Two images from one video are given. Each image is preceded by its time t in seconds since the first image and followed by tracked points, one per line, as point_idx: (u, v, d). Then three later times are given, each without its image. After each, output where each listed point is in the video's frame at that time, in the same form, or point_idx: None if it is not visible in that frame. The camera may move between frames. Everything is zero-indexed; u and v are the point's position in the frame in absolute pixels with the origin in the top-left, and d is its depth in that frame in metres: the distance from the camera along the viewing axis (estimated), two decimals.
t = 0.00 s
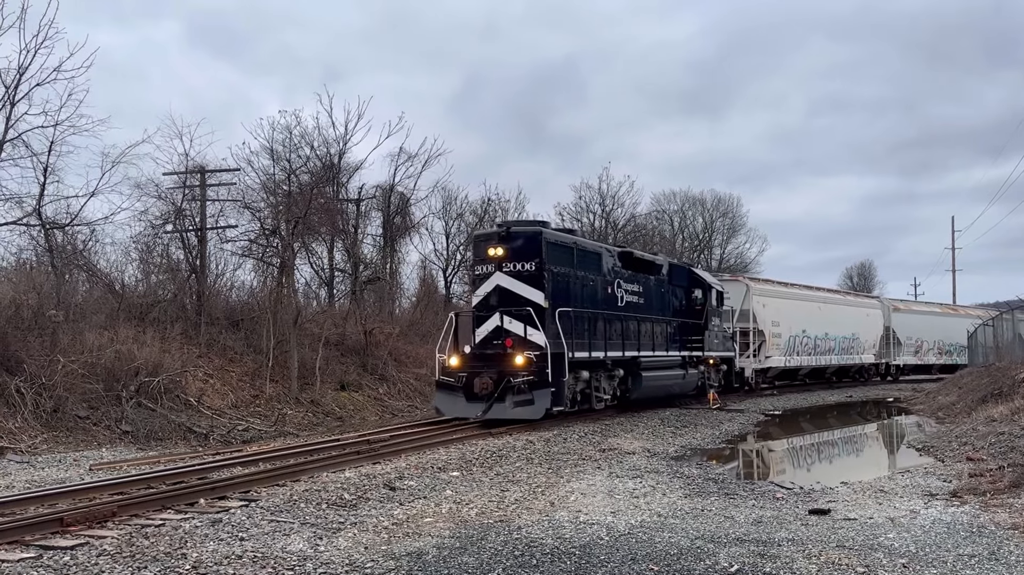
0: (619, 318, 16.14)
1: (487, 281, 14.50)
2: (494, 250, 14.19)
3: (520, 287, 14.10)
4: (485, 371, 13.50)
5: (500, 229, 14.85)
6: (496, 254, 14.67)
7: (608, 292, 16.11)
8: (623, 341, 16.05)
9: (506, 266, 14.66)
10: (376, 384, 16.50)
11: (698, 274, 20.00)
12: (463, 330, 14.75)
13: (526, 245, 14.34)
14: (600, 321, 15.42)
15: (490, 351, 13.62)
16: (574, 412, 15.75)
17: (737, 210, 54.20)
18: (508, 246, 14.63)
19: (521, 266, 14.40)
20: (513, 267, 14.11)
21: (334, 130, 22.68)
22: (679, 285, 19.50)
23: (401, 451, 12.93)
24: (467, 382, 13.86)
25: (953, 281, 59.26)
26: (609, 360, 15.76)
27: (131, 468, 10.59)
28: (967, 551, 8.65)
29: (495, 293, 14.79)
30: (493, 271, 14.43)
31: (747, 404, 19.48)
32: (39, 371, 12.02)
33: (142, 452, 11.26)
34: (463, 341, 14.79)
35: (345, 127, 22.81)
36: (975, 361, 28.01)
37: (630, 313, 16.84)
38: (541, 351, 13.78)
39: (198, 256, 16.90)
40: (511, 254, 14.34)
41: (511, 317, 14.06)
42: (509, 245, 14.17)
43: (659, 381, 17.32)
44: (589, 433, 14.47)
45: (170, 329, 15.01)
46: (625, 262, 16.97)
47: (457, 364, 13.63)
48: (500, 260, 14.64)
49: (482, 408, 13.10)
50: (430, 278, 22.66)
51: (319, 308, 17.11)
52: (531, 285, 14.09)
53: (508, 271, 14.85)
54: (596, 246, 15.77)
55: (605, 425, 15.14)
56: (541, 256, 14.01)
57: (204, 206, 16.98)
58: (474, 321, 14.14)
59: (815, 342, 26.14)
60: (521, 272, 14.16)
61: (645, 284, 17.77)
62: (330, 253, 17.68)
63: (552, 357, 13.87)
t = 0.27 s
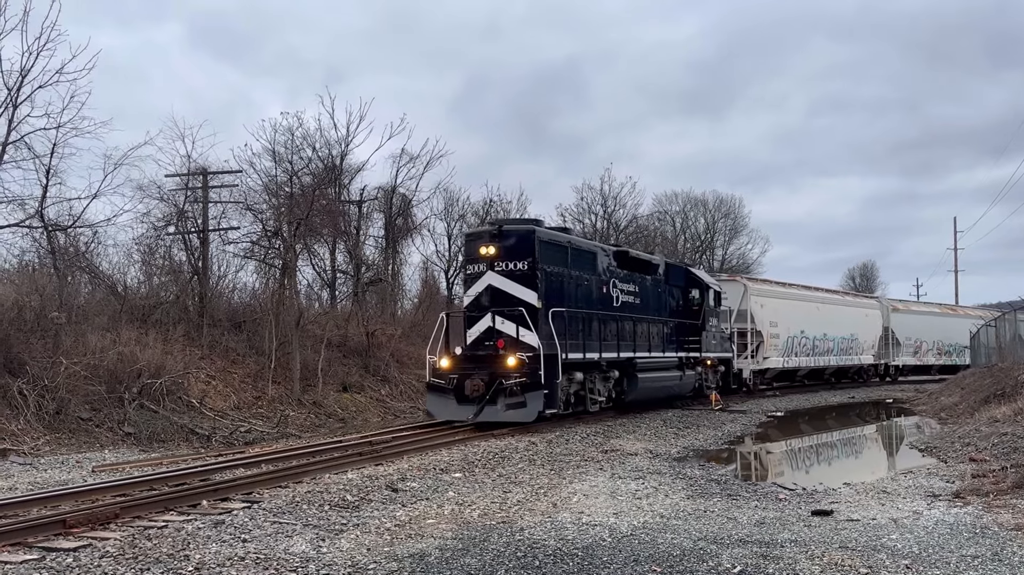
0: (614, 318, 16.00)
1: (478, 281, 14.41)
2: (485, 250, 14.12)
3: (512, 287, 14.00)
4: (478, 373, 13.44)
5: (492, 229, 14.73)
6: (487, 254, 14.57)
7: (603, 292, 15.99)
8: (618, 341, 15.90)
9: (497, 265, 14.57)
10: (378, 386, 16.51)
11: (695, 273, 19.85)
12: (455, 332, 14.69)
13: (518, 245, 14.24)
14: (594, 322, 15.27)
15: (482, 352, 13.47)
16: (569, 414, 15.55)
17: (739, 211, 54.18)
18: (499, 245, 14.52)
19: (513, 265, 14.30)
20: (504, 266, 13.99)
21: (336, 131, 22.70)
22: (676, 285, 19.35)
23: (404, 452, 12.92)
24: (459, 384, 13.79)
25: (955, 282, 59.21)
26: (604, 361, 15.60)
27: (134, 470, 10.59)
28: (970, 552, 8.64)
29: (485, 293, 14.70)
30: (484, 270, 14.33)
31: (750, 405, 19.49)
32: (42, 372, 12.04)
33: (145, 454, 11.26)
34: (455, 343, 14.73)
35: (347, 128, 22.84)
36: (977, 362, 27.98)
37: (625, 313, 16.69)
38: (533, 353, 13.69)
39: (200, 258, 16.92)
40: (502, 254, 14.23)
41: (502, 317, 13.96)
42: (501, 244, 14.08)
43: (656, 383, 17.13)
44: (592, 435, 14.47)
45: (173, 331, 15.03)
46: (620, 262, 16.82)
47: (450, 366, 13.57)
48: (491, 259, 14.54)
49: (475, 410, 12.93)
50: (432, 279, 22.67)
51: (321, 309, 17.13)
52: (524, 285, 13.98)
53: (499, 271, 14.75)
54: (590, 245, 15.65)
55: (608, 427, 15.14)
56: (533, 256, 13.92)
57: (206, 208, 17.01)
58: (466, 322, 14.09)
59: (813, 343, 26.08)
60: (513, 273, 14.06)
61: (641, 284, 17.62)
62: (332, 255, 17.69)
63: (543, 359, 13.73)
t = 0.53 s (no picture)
0: (609, 319, 15.82)
1: (470, 280, 14.08)
2: (477, 248, 13.78)
3: (504, 286, 13.71)
4: (468, 376, 13.09)
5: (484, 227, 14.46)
6: (478, 252, 14.24)
7: (598, 292, 15.79)
8: (613, 342, 15.71)
9: (488, 264, 14.25)
10: (380, 387, 16.51)
11: (691, 273, 19.68)
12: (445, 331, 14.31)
13: (510, 243, 13.98)
14: (588, 322, 15.07)
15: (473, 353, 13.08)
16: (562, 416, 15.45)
17: (741, 211, 54.17)
18: (491, 243, 14.21)
19: (505, 264, 14.02)
20: (496, 265, 13.69)
21: (338, 133, 22.73)
22: (671, 285, 19.15)
23: (405, 453, 12.92)
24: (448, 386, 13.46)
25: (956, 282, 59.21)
26: (599, 362, 15.43)
27: (136, 471, 10.60)
28: (973, 552, 8.62)
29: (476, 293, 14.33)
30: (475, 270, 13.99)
31: (752, 405, 19.51)
32: (44, 374, 12.04)
33: (147, 455, 11.26)
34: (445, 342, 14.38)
35: (348, 130, 22.86)
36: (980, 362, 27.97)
37: (621, 313, 16.50)
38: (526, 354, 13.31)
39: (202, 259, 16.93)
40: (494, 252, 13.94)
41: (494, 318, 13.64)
42: (493, 243, 13.76)
43: (651, 384, 16.97)
44: (594, 436, 14.47)
45: (175, 332, 15.05)
46: (615, 261, 16.62)
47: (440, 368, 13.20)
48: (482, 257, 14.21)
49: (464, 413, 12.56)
50: (433, 280, 22.69)
51: (323, 311, 17.15)
52: (516, 285, 13.67)
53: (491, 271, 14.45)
54: (584, 244, 15.43)
55: (610, 428, 15.13)
56: (526, 253, 13.63)
57: (208, 209, 17.04)
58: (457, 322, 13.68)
59: (811, 343, 26.02)
60: (505, 271, 13.78)
61: (637, 284, 17.42)
62: (334, 256, 17.71)
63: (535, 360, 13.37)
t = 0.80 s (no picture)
0: (604, 319, 15.58)
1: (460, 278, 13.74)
2: (467, 247, 13.43)
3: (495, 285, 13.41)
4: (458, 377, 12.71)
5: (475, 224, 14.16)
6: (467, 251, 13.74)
7: (592, 291, 15.53)
8: (608, 343, 15.50)
9: (478, 264, 13.78)
10: (382, 389, 16.52)
11: (688, 272, 19.49)
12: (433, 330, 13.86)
13: (501, 241, 13.65)
14: (583, 322, 14.82)
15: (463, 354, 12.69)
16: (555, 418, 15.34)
17: (742, 212, 54.16)
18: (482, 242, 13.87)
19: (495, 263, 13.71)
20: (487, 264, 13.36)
21: (338, 134, 22.75)
22: (667, 284, 18.94)
23: (407, 455, 12.92)
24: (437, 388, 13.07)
25: (958, 283, 59.19)
26: (592, 363, 15.25)
27: (138, 473, 10.59)
28: (976, 553, 8.61)
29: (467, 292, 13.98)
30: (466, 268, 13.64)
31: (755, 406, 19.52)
32: (46, 376, 12.04)
33: (148, 457, 11.26)
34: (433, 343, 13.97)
35: (349, 131, 22.88)
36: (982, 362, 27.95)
37: (616, 313, 16.27)
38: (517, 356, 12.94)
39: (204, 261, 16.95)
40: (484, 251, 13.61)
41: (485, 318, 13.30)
42: (484, 241, 13.43)
43: (646, 386, 16.81)
44: (595, 437, 14.47)
45: (176, 334, 15.07)
46: (610, 260, 16.40)
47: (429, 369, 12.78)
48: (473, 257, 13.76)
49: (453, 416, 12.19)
50: (434, 280, 22.68)
51: (324, 312, 17.16)
52: (507, 284, 13.35)
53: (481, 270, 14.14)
54: (578, 243, 15.15)
55: (611, 429, 15.13)
56: (518, 252, 13.31)
57: (209, 211, 17.06)
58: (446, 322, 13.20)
59: (809, 344, 25.95)
60: (496, 270, 13.45)
61: (632, 283, 17.20)
62: (335, 257, 17.72)
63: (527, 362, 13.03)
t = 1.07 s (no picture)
0: (596, 319, 15.33)
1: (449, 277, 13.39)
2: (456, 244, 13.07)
3: (484, 285, 13.18)
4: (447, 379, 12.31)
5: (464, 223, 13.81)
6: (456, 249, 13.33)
7: (584, 291, 15.28)
8: (601, 344, 15.25)
9: (468, 262, 13.35)
10: (383, 390, 16.53)
11: (683, 272, 19.23)
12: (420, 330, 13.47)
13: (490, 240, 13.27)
14: (575, 323, 14.53)
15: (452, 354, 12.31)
16: (547, 421, 15.15)
17: (743, 213, 54.16)
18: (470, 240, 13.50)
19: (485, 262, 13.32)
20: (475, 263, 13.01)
21: (340, 135, 22.76)
22: (662, 284, 18.70)
23: (408, 456, 12.91)
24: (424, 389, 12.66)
25: (960, 283, 59.21)
26: (585, 364, 15.01)
27: (139, 475, 10.59)
28: (978, 554, 8.60)
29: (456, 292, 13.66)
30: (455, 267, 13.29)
31: (756, 407, 19.53)
32: (47, 378, 12.04)
33: (150, 458, 11.26)
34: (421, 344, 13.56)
35: (350, 133, 22.90)
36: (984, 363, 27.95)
37: (609, 313, 16.02)
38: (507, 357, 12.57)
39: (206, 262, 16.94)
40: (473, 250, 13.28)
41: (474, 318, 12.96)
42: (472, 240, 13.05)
43: (640, 388, 16.59)
44: (597, 438, 14.47)
45: (178, 335, 15.08)
46: (603, 259, 16.13)
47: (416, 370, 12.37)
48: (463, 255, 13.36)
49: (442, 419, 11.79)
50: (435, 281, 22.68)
51: (326, 313, 17.17)
52: (496, 284, 13.02)
53: (470, 271, 13.92)
54: (570, 242, 14.89)
55: (613, 430, 15.14)
56: (506, 252, 13.06)
57: (211, 213, 17.08)
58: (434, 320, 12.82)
59: (806, 344, 25.85)
60: (484, 269, 13.19)
61: (626, 283, 16.92)
62: (336, 259, 17.73)
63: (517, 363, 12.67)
